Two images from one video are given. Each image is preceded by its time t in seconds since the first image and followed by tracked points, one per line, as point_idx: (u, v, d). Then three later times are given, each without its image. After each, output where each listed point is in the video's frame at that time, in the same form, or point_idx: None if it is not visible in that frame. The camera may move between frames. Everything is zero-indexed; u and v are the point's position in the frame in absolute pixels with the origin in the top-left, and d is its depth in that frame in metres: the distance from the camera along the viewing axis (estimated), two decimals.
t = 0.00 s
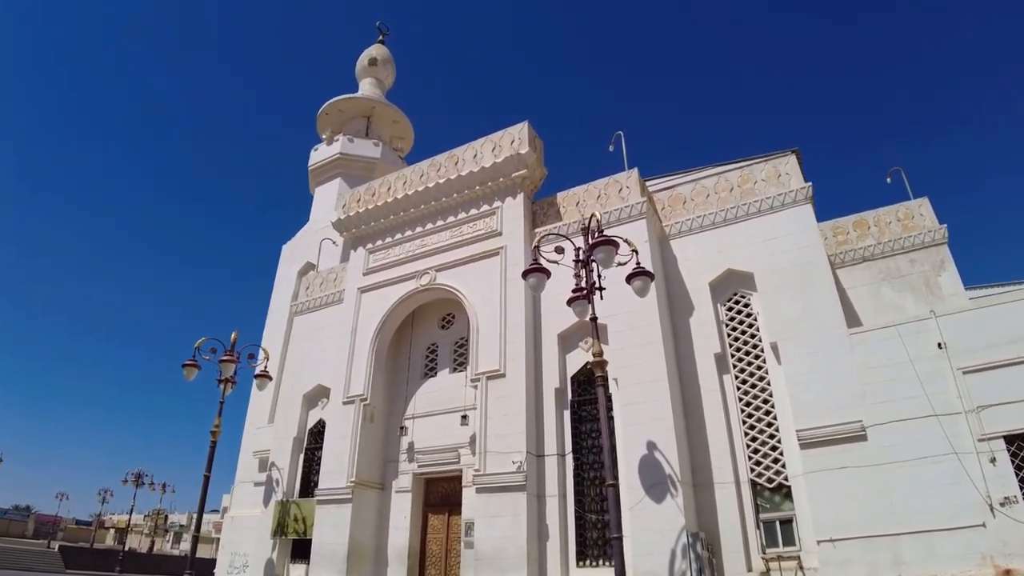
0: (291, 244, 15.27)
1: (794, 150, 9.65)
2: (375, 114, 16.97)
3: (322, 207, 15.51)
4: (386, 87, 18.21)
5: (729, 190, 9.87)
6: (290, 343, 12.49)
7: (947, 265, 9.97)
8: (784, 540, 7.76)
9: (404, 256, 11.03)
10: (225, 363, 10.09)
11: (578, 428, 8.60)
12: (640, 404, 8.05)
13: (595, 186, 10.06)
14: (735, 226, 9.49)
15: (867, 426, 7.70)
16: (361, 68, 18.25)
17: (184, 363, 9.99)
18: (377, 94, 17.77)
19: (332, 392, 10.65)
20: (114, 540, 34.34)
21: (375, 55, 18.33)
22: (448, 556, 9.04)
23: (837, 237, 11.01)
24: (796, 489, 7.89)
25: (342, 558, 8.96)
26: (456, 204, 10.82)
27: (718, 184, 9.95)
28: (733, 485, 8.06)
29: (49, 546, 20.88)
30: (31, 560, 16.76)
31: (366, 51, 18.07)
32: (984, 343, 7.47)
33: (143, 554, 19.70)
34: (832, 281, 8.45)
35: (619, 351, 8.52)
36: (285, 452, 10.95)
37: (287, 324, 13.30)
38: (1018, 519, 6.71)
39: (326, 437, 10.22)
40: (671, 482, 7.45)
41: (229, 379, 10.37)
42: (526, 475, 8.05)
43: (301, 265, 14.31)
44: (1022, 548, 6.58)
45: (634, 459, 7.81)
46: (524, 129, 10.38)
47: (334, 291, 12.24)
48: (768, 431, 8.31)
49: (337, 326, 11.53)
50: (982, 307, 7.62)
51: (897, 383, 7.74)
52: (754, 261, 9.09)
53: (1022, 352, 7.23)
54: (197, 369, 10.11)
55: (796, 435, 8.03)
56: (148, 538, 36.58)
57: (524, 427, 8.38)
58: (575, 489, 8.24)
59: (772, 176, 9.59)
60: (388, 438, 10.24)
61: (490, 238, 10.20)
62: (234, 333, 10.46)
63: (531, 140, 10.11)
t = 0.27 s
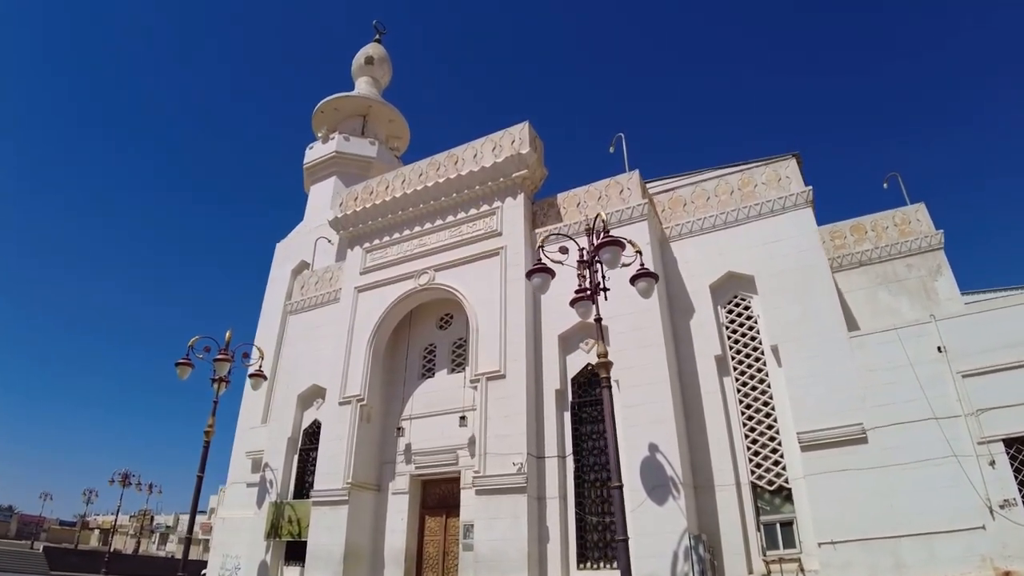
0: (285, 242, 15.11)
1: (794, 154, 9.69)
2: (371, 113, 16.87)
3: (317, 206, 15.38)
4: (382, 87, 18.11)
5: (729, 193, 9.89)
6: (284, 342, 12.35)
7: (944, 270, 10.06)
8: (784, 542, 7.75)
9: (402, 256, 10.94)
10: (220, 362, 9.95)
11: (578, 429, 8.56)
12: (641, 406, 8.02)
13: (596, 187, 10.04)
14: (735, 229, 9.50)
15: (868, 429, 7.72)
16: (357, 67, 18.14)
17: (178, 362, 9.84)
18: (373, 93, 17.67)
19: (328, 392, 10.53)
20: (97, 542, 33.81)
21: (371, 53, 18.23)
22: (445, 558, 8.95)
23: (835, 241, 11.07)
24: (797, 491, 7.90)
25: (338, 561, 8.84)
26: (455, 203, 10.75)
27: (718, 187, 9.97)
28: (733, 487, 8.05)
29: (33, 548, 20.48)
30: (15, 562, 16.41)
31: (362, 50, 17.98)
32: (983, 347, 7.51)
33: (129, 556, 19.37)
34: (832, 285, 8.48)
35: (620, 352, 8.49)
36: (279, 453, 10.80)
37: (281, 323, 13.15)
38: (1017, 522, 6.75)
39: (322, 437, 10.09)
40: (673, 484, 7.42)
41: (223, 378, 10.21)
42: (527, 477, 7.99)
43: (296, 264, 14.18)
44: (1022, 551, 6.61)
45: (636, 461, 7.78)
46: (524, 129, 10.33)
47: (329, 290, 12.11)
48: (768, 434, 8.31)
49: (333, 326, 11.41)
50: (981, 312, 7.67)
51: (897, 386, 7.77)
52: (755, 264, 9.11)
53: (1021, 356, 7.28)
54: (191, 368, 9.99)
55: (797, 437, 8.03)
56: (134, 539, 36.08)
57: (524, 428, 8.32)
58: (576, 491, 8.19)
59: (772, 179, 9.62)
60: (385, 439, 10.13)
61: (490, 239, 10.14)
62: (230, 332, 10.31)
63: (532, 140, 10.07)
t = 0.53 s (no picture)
0: (278, 241, 14.95)
1: (794, 157, 9.73)
2: (367, 111, 16.76)
3: (312, 205, 15.24)
4: (378, 85, 18.01)
5: (729, 196, 9.91)
6: (279, 342, 12.20)
7: (939, 275, 10.15)
8: (784, 544, 7.75)
9: (401, 255, 10.85)
10: (214, 361, 9.81)
11: (578, 431, 8.51)
12: (643, 408, 8.00)
13: (596, 188, 10.02)
14: (735, 232, 9.52)
15: (868, 432, 7.74)
16: (352, 65, 18.02)
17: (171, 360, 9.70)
18: (369, 92, 17.56)
19: (324, 392, 10.40)
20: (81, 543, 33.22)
21: (367, 52, 18.11)
22: (443, 560, 8.86)
23: (832, 245, 11.12)
24: (797, 493, 7.91)
25: (334, 563, 8.72)
26: (455, 203, 10.68)
27: (719, 190, 9.99)
28: (734, 490, 8.05)
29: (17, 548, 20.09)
30: None
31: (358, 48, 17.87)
32: (982, 350, 7.55)
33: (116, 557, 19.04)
34: (832, 288, 8.51)
35: (621, 354, 8.46)
36: (273, 453, 10.65)
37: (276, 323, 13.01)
38: (1016, 524, 6.79)
39: (318, 438, 9.97)
40: (675, 486, 7.40)
41: (217, 377, 10.06)
42: (528, 479, 7.93)
43: (290, 263, 14.03)
44: (1020, 553, 6.65)
45: (637, 462, 7.75)
46: (525, 129, 10.28)
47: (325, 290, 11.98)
48: (768, 436, 8.32)
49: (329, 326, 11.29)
50: (980, 315, 7.71)
51: (897, 389, 7.80)
52: (755, 266, 9.12)
53: (1020, 359, 7.32)
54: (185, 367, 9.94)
55: (797, 440, 8.04)
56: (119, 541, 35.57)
57: (524, 429, 8.27)
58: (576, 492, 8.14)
59: (772, 183, 9.66)
60: (381, 439, 10.03)
61: (490, 238, 10.08)
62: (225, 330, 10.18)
63: (533, 140, 10.02)
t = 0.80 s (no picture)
0: (273, 239, 14.81)
1: (794, 161, 9.78)
2: (363, 110, 16.66)
3: (307, 203, 15.11)
4: (374, 84, 17.91)
5: (729, 199, 9.94)
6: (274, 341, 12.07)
7: (936, 280, 10.22)
8: (784, 546, 7.77)
9: (399, 255, 10.77)
10: (210, 360, 9.69)
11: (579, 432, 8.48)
12: (645, 409, 7.98)
13: (597, 190, 10.01)
14: (735, 235, 9.55)
15: (868, 434, 7.77)
16: (349, 63, 17.92)
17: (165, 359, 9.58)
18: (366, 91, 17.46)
19: (320, 392, 10.29)
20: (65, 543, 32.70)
21: (364, 50, 18.02)
22: (440, 562, 8.79)
23: (829, 250, 11.19)
24: (797, 495, 7.93)
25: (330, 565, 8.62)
26: (454, 202, 10.62)
27: (719, 193, 10.01)
28: (734, 492, 8.05)
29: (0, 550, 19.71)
30: None
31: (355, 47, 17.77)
32: (980, 354, 7.61)
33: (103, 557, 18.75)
34: (832, 291, 8.55)
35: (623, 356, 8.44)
36: (268, 454, 10.52)
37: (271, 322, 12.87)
38: (1015, 526, 6.85)
39: (314, 438, 9.86)
40: (677, 488, 7.39)
41: (212, 376, 9.92)
42: (529, 481, 7.87)
43: (285, 262, 13.90)
44: (1019, 555, 6.71)
45: (638, 464, 7.73)
46: (526, 130, 10.25)
47: (321, 289, 11.87)
48: (768, 438, 8.34)
49: (325, 325, 11.18)
50: (979, 320, 7.78)
51: (897, 392, 7.84)
52: (756, 269, 9.15)
53: (1018, 364, 7.39)
54: (179, 366, 9.85)
55: (797, 442, 8.06)
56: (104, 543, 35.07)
57: (525, 431, 8.22)
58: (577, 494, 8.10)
59: (772, 187, 9.69)
60: (378, 440, 9.94)
61: (490, 239, 10.03)
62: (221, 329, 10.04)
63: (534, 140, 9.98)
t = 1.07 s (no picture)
0: (267, 237, 14.67)
1: (794, 166, 9.84)
2: (360, 109, 16.57)
3: (302, 202, 15.00)
4: (370, 83, 17.82)
5: (729, 203, 9.98)
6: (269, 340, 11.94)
7: (930, 285, 10.34)
8: (783, 548, 7.80)
9: (398, 254, 10.70)
10: (205, 358, 9.58)
11: (579, 434, 8.45)
12: (646, 412, 7.98)
13: (598, 192, 10.02)
14: (735, 238, 9.58)
15: (867, 437, 7.81)
16: (345, 62, 17.81)
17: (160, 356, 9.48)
18: (362, 89, 17.36)
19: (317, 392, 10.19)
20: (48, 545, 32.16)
21: (360, 49, 17.92)
22: (438, 565, 8.72)
23: (825, 254, 11.27)
24: (796, 498, 7.97)
25: (328, 567, 8.52)
26: (454, 203, 10.57)
27: (719, 196, 10.06)
28: (734, 494, 8.06)
29: None
30: None
31: (351, 45, 17.68)
32: (977, 360, 7.71)
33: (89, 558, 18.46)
34: (831, 295, 8.59)
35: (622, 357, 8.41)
36: (262, 454, 10.38)
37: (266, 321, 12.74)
38: (1012, 528, 6.93)
39: (310, 439, 9.75)
40: (678, 490, 7.39)
41: (206, 376, 9.78)
42: (530, 482, 7.83)
43: (280, 260, 13.76)
44: (1016, 557, 6.78)
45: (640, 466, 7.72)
46: (527, 130, 10.22)
47: (317, 288, 11.76)
48: (767, 441, 8.38)
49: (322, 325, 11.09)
50: (976, 325, 7.87)
51: (895, 396, 7.90)
52: (755, 273, 9.19)
53: (1014, 369, 7.49)
54: (174, 364, 9.70)
55: (797, 445, 8.09)
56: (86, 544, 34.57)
57: (526, 432, 8.19)
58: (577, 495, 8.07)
59: (772, 191, 9.74)
60: (376, 441, 9.86)
61: (490, 239, 9.99)
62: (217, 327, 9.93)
63: (535, 141, 9.95)
